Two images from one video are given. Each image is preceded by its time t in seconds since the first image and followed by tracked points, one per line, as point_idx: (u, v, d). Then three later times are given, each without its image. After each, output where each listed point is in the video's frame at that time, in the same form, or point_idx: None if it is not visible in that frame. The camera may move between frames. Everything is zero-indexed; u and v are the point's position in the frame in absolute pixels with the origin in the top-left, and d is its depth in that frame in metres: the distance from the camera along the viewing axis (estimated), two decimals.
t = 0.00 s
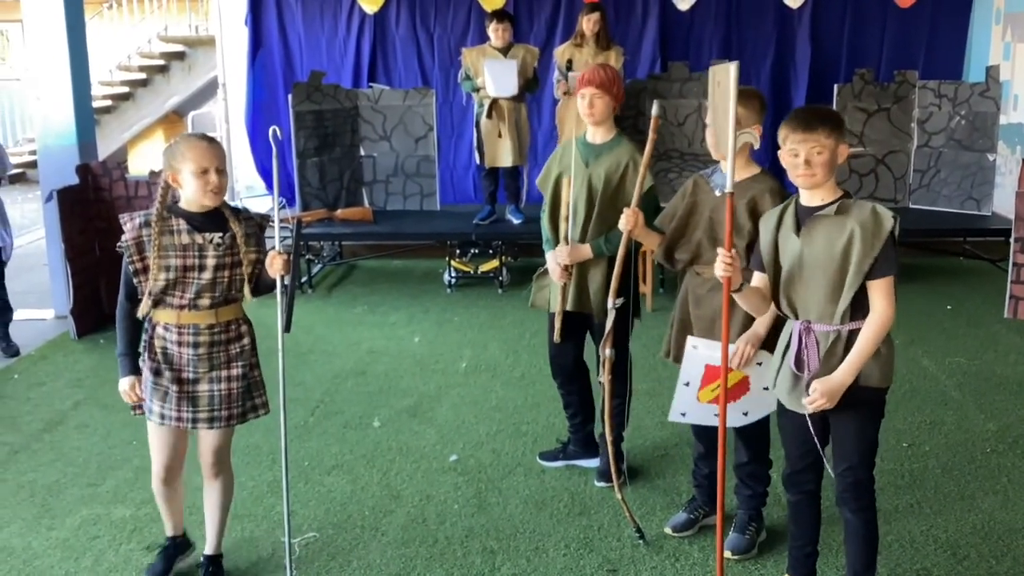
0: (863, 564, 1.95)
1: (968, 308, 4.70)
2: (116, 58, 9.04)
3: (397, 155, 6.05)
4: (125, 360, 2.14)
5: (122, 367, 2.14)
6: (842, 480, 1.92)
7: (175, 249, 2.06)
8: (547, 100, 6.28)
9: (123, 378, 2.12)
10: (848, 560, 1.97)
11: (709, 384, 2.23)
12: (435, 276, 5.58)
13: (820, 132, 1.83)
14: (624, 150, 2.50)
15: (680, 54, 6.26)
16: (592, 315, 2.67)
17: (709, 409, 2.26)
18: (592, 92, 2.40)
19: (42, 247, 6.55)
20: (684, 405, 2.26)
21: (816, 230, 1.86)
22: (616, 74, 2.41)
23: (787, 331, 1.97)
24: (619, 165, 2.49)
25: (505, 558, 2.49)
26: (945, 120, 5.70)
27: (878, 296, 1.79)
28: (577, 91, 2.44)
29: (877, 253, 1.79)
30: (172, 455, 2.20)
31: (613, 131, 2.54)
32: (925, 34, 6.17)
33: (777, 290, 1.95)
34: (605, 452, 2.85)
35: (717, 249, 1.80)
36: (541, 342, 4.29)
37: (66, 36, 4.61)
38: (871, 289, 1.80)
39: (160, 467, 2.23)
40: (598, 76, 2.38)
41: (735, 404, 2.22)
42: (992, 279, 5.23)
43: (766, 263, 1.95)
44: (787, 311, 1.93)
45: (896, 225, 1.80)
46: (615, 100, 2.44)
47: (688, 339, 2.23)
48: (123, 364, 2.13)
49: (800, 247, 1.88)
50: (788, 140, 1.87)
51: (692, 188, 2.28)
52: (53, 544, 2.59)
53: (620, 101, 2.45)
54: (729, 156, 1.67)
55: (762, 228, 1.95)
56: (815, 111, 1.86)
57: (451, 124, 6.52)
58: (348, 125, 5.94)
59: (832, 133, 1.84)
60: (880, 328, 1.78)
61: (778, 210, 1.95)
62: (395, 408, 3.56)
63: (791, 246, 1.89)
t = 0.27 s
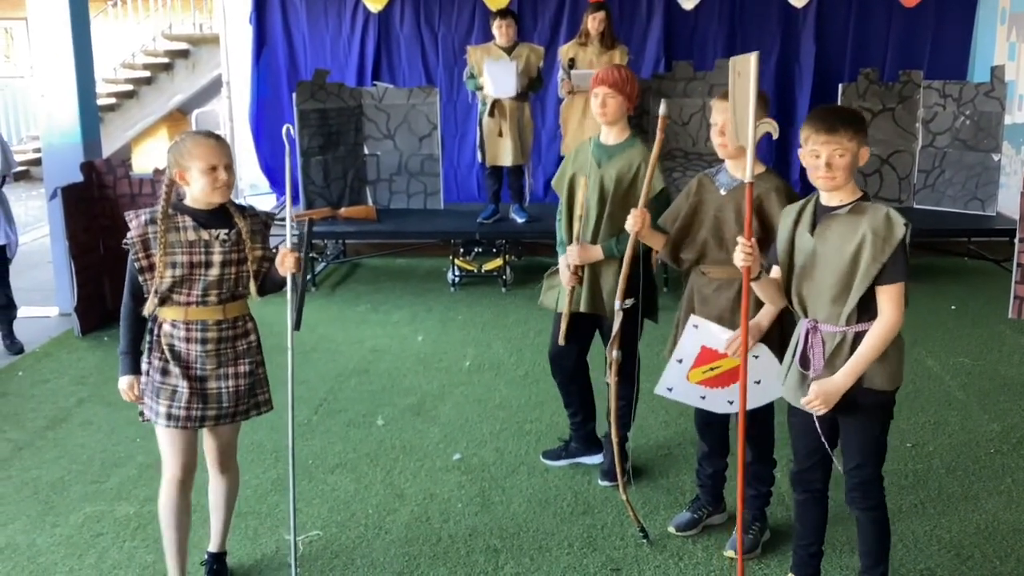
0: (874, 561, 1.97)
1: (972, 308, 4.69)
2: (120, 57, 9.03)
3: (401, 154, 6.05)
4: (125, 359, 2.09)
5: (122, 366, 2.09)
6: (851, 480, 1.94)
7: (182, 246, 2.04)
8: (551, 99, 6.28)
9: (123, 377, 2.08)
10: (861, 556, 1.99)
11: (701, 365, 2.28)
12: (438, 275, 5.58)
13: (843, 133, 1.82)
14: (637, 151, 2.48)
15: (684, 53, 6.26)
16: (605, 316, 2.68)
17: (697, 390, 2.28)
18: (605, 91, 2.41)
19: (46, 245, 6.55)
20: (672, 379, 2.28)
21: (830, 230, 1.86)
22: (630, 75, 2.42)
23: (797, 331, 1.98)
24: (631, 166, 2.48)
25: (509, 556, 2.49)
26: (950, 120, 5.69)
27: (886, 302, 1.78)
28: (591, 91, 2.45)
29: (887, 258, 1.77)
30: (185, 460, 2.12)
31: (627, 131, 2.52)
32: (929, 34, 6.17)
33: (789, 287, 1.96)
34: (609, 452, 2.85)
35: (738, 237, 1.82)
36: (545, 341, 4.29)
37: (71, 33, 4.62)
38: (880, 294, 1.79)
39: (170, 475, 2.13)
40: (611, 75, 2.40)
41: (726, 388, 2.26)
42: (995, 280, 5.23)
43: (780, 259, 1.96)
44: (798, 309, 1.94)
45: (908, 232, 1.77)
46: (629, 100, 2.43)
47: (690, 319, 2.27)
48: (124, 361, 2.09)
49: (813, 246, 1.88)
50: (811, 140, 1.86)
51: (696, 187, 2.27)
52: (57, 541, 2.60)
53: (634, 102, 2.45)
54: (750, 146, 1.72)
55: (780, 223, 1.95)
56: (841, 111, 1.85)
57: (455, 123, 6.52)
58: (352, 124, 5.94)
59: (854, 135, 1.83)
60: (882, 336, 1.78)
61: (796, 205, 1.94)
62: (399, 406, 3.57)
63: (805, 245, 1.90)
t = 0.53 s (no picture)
0: (884, 560, 1.98)
1: (975, 307, 4.69)
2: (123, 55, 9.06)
3: (403, 152, 6.04)
4: (130, 362, 2.12)
5: (129, 369, 2.12)
6: (867, 480, 1.95)
7: (191, 244, 2.04)
8: (554, 97, 6.28)
9: (130, 380, 2.12)
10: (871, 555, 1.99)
11: (698, 337, 2.28)
12: (441, 273, 5.59)
13: (875, 141, 1.81)
14: (645, 151, 2.48)
15: (687, 52, 6.25)
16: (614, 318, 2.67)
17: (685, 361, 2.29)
18: (612, 89, 2.41)
19: (48, 242, 6.56)
20: (665, 345, 2.31)
21: (856, 238, 1.85)
22: (639, 73, 2.41)
23: (820, 331, 1.99)
24: (639, 166, 2.47)
25: (511, 555, 2.50)
26: (953, 119, 5.68)
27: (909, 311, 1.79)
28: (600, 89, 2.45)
29: (914, 271, 1.77)
30: (218, 458, 2.18)
31: (637, 130, 2.51)
32: (933, 33, 6.16)
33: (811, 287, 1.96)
34: (612, 450, 2.85)
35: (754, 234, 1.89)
36: (547, 339, 4.30)
37: (74, 31, 4.62)
38: (903, 307, 1.80)
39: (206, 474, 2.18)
40: (619, 73, 2.40)
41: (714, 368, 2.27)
42: (998, 279, 5.23)
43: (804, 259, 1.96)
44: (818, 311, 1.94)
45: (936, 246, 1.77)
46: (638, 99, 2.43)
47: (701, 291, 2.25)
48: (130, 365, 2.12)
49: (836, 252, 1.87)
50: (842, 145, 1.84)
51: (700, 187, 2.27)
52: (60, 538, 2.60)
53: (643, 100, 2.44)
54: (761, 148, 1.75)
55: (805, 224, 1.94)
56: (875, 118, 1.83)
57: (457, 121, 6.52)
58: (355, 122, 5.94)
59: (886, 144, 1.82)
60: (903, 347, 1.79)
61: (822, 207, 1.93)
62: (401, 404, 3.57)
63: (830, 249, 1.89)
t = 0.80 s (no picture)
0: (888, 560, 1.98)
1: (976, 305, 4.69)
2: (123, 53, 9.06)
3: (404, 149, 6.04)
4: (148, 369, 2.06)
5: (146, 377, 2.06)
6: (873, 481, 1.95)
7: (205, 242, 2.04)
8: (555, 94, 6.28)
9: (151, 388, 2.05)
10: (874, 555, 2.00)
11: (703, 344, 2.31)
12: (442, 271, 5.59)
13: (900, 140, 1.80)
14: (649, 149, 2.47)
15: (688, 50, 6.24)
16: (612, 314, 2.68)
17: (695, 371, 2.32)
18: (616, 87, 2.41)
19: (49, 240, 6.56)
20: (672, 356, 2.35)
21: (878, 239, 1.84)
22: (643, 71, 2.41)
23: (831, 332, 2.01)
24: (643, 164, 2.46)
25: (512, 552, 2.50)
26: (954, 117, 5.69)
27: (930, 317, 1.78)
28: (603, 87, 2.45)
29: (936, 272, 1.77)
30: (231, 458, 2.17)
31: (640, 128, 2.51)
32: (934, 32, 6.15)
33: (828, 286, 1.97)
34: (613, 448, 2.85)
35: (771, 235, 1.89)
36: (548, 337, 4.30)
37: (75, 29, 4.62)
38: (926, 308, 1.79)
39: (221, 477, 2.18)
40: (622, 70, 2.40)
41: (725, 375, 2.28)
42: (999, 277, 5.22)
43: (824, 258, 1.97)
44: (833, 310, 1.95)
45: (961, 248, 1.76)
46: (642, 96, 2.43)
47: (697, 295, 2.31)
48: (148, 373, 2.06)
49: (857, 252, 1.87)
50: (867, 143, 1.84)
51: (705, 187, 2.26)
52: (61, 535, 2.61)
53: (647, 97, 2.44)
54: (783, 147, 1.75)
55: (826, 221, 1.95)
56: (903, 118, 1.82)
57: (458, 119, 6.51)
58: (355, 119, 5.94)
59: (913, 144, 1.81)
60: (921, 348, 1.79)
61: (844, 205, 1.93)
62: (402, 402, 3.57)
63: (850, 249, 1.89)
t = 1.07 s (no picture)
0: (888, 559, 1.98)
1: (977, 303, 4.68)
2: (124, 50, 9.08)
3: (404, 147, 6.04)
4: (169, 374, 2.04)
5: (168, 381, 2.05)
6: (875, 481, 1.95)
7: (212, 241, 2.04)
8: (555, 92, 6.28)
9: (175, 391, 2.03)
10: (874, 555, 2.00)
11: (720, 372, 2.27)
12: (442, 269, 5.58)
13: (911, 137, 1.79)
14: (652, 146, 2.47)
15: (688, 48, 6.24)
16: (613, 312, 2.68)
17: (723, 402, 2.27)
18: (619, 84, 2.41)
19: (50, 237, 6.56)
20: (693, 394, 2.29)
21: (887, 239, 1.84)
22: (646, 68, 2.41)
23: (839, 329, 2.00)
24: (647, 162, 2.46)
25: (511, 549, 2.50)
26: (955, 114, 5.70)
27: (933, 317, 1.78)
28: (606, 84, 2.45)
29: (947, 272, 1.76)
30: (237, 458, 2.18)
31: (643, 125, 2.51)
32: (935, 29, 6.15)
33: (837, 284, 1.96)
34: (614, 445, 2.85)
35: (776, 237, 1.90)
36: (548, 335, 4.30)
37: (75, 27, 4.62)
38: (929, 306, 1.79)
39: (224, 476, 2.18)
40: (625, 68, 2.40)
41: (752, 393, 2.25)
42: (1000, 274, 5.22)
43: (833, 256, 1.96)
44: (840, 308, 1.94)
45: (971, 249, 1.75)
46: (644, 94, 2.43)
47: (699, 326, 2.29)
48: (169, 377, 2.04)
49: (865, 249, 1.87)
50: (879, 138, 1.83)
51: (709, 187, 2.26)
52: (61, 533, 2.61)
53: (650, 95, 2.44)
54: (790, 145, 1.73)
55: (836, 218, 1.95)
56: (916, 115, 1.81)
57: (458, 117, 6.51)
58: (355, 117, 5.95)
59: (925, 142, 1.80)
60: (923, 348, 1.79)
61: (855, 204, 1.93)
62: (402, 399, 3.57)
63: (859, 247, 1.88)
